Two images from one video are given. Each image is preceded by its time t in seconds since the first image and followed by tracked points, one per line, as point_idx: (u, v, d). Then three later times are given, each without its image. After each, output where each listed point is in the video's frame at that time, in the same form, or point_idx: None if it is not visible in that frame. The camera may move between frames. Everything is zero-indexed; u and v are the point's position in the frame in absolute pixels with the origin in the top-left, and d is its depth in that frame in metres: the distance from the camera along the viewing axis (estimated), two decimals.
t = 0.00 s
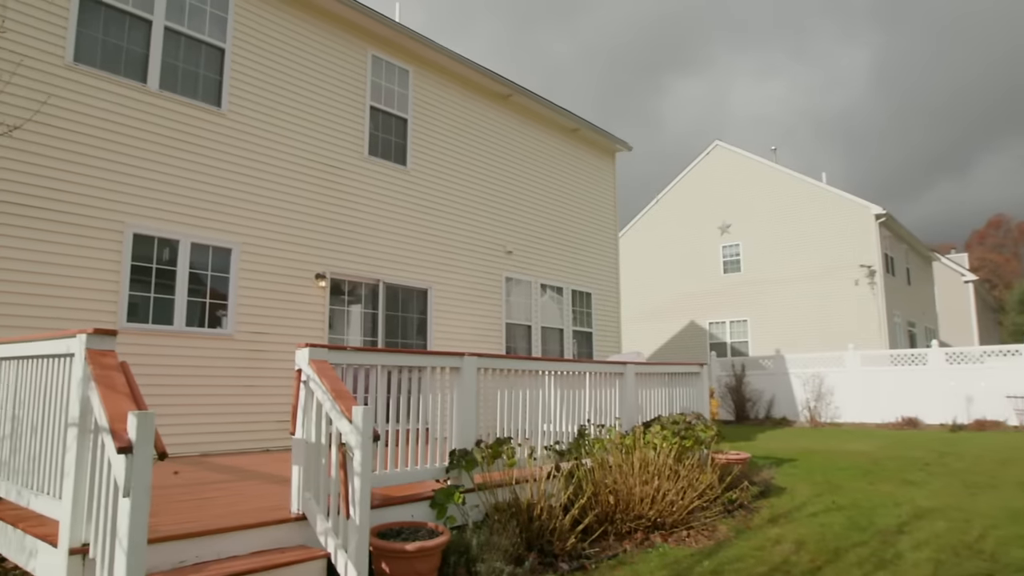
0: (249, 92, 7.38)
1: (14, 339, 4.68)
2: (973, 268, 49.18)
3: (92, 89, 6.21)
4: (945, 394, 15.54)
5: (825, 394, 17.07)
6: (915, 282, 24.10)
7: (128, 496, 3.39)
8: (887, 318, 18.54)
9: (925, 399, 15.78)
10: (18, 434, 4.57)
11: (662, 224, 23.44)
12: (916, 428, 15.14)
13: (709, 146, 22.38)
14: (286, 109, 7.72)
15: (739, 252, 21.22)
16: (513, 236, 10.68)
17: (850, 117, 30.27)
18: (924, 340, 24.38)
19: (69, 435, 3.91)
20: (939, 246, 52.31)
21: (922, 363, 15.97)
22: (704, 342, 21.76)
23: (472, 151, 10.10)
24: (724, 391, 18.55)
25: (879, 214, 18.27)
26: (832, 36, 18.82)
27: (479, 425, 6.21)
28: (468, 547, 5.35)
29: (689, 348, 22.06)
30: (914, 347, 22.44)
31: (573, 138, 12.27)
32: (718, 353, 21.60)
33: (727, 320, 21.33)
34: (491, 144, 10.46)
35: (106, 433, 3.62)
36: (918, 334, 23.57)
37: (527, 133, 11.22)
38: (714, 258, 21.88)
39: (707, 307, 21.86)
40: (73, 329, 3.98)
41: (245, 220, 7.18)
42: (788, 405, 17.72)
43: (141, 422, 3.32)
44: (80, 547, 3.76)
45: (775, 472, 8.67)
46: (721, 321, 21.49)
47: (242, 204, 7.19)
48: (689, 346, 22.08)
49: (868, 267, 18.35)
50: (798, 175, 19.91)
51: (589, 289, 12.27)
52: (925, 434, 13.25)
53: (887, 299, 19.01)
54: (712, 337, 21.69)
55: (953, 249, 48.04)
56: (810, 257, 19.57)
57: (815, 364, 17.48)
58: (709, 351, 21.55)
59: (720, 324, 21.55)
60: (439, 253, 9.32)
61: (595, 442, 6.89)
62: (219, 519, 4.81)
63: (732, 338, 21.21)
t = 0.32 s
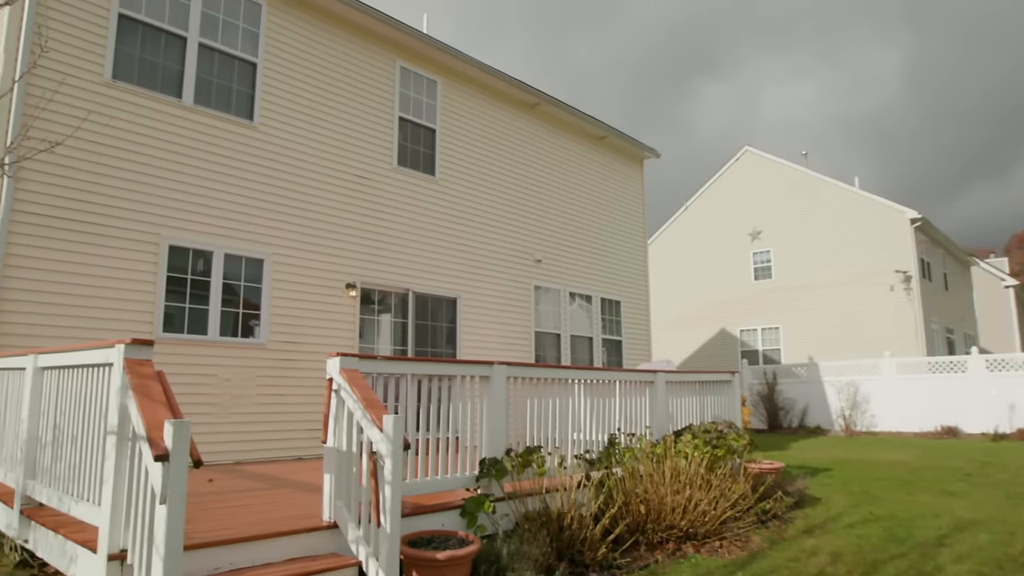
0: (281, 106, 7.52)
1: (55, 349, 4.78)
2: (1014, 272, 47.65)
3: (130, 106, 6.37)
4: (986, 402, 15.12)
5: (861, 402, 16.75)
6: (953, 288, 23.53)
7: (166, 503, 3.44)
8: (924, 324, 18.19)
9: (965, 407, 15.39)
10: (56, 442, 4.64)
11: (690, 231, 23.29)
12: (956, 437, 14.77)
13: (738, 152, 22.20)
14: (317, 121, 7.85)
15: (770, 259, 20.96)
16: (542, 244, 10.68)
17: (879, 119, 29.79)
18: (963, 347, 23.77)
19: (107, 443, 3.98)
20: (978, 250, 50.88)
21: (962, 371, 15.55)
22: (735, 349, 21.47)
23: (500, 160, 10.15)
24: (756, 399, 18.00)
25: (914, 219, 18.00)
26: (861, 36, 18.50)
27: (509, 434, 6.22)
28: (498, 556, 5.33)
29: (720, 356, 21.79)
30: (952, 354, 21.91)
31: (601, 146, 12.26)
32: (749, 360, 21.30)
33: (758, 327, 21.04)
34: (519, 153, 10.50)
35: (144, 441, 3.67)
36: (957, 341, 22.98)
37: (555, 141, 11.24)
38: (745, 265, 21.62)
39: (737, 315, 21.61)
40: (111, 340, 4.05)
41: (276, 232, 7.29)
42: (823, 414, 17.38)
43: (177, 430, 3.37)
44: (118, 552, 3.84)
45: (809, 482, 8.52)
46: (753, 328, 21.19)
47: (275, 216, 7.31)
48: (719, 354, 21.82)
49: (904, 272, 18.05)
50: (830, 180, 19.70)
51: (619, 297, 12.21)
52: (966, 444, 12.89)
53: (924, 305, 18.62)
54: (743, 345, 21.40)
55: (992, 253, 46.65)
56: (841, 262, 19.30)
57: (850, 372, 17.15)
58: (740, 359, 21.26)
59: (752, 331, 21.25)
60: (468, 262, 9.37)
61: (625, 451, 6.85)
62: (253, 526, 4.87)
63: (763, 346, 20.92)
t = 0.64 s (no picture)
0: (312, 119, 7.64)
1: (95, 358, 4.90)
2: None
3: (168, 121, 6.54)
4: None
5: (897, 411, 16.40)
6: (992, 293, 22.91)
7: (200, 511, 3.49)
8: (962, 330, 17.79)
9: (1006, 415, 14.97)
10: (96, 450, 4.73)
11: (720, 238, 23.11)
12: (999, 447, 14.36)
13: (767, 157, 21.95)
14: (347, 133, 7.95)
15: (802, 265, 20.66)
16: (570, 252, 10.67)
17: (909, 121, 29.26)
18: (1003, 353, 23.11)
19: (145, 451, 4.04)
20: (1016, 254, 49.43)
21: (1003, 378, 15.17)
22: (767, 357, 21.15)
23: (527, 168, 10.17)
24: (789, 407, 17.71)
25: (951, 222, 17.64)
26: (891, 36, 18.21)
27: (538, 443, 6.20)
28: (529, 566, 5.31)
29: (751, 364, 21.49)
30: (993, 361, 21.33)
31: (628, 153, 12.22)
32: (782, 368, 20.96)
33: (791, 334, 20.72)
34: (546, 161, 10.51)
35: (179, 450, 3.73)
36: (997, 347, 22.35)
37: (582, 149, 11.23)
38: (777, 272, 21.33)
39: (770, 321, 21.30)
40: (148, 350, 4.13)
41: (307, 243, 7.39)
42: (858, 423, 17.04)
43: (211, 438, 3.42)
44: (155, 559, 3.89)
45: (845, 492, 8.36)
46: (785, 336, 20.88)
47: (307, 228, 7.42)
48: (751, 362, 21.52)
49: (941, 277, 17.67)
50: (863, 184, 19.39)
51: (648, 305, 12.13)
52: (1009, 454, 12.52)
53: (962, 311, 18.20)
54: (776, 353, 21.07)
55: None
56: (874, 268, 18.97)
57: (886, 380, 16.84)
58: (773, 367, 20.94)
59: (784, 338, 20.94)
60: (495, 270, 9.39)
61: (657, 460, 6.80)
62: (286, 534, 4.93)
63: (796, 353, 20.57)
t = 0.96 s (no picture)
0: (338, 132, 7.74)
1: (129, 369, 4.99)
2: None
3: (199, 136, 6.67)
4: None
5: (932, 420, 16.07)
6: None
7: (231, 519, 3.54)
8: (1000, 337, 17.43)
9: None
10: (130, 459, 4.82)
11: (747, 245, 22.92)
12: None
13: (795, 163, 21.70)
14: (372, 145, 8.04)
15: (832, 272, 20.36)
16: (596, 261, 10.66)
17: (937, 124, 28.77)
18: None
19: (177, 460, 4.11)
20: None
21: None
22: (797, 365, 20.83)
23: (552, 176, 10.18)
24: (820, 416, 17.43)
25: (987, 227, 17.33)
26: (918, 37, 17.92)
27: (565, 452, 6.18)
28: None
29: (781, 372, 21.20)
30: None
31: (653, 161, 12.17)
32: (812, 376, 20.62)
33: (821, 342, 20.41)
34: (570, 170, 10.52)
35: (211, 458, 3.78)
36: None
37: (606, 157, 11.21)
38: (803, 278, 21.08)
39: (800, 328, 21.01)
40: (180, 360, 4.21)
41: (334, 254, 7.47)
42: (892, 432, 16.72)
43: (242, 447, 3.45)
44: (187, 567, 3.95)
45: (879, 503, 8.19)
46: (815, 343, 20.58)
47: (334, 239, 7.50)
48: (780, 370, 21.23)
49: (977, 283, 17.34)
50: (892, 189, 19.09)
51: (675, 313, 12.05)
52: None
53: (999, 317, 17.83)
54: (805, 361, 20.75)
55: None
56: (905, 274, 18.65)
57: (921, 388, 16.49)
58: (802, 375, 20.62)
59: (814, 346, 20.63)
60: (521, 279, 9.40)
61: (685, 470, 6.74)
62: (315, 542, 4.96)
63: (827, 361, 20.22)
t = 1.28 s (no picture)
0: (363, 143, 7.83)
1: (158, 378, 5.07)
2: None
3: (225, 148, 6.78)
4: None
5: (965, 428, 15.73)
6: None
7: (258, 527, 3.57)
8: None
9: None
10: (159, 466, 4.89)
11: (772, 250, 22.71)
12: None
13: (820, 167, 21.54)
14: (396, 154, 8.12)
15: (859, 277, 20.09)
16: (620, 269, 10.63)
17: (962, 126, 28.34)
18: None
19: (206, 468, 4.17)
20: None
21: None
22: (825, 372, 20.57)
23: (574, 184, 10.19)
24: (849, 425, 17.33)
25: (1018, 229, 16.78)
26: (943, 37, 17.67)
27: (590, 461, 6.15)
28: None
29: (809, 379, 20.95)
30: None
31: (677, 167, 12.12)
32: (840, 384, 20.31)
33: (849, 349, 20.11)
34: (592, 176, 10.51)
35: (238, 467, 3.82)
36: None
37: (629, 164, 11.19)
38: (829, 283, 20.84)
39: (828, 335, 20.72)
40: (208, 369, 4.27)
41: (359, 264, 7.53)
42: (924, 440, 16.43)
43: (269, 456, 3.48)
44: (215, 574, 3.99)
45: (912, 513, 8.06)
46: (842, 350, 20.29)
47: (359, 249, 7.57)
48: (808, 377, 20.97)
49: (1009, 287, 16.82)
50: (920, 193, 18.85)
51: (700, 321, 11.97)
52: None
53: None
54: (833, 368, 20.47)
55: None
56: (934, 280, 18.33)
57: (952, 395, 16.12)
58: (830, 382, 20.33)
59: (842, 353, 20.34)
60: (543, 286, 9.39)
61: (711, 479, 6.70)
62: (340, 550, 4.98)
63: (855, 368, 19.93)
